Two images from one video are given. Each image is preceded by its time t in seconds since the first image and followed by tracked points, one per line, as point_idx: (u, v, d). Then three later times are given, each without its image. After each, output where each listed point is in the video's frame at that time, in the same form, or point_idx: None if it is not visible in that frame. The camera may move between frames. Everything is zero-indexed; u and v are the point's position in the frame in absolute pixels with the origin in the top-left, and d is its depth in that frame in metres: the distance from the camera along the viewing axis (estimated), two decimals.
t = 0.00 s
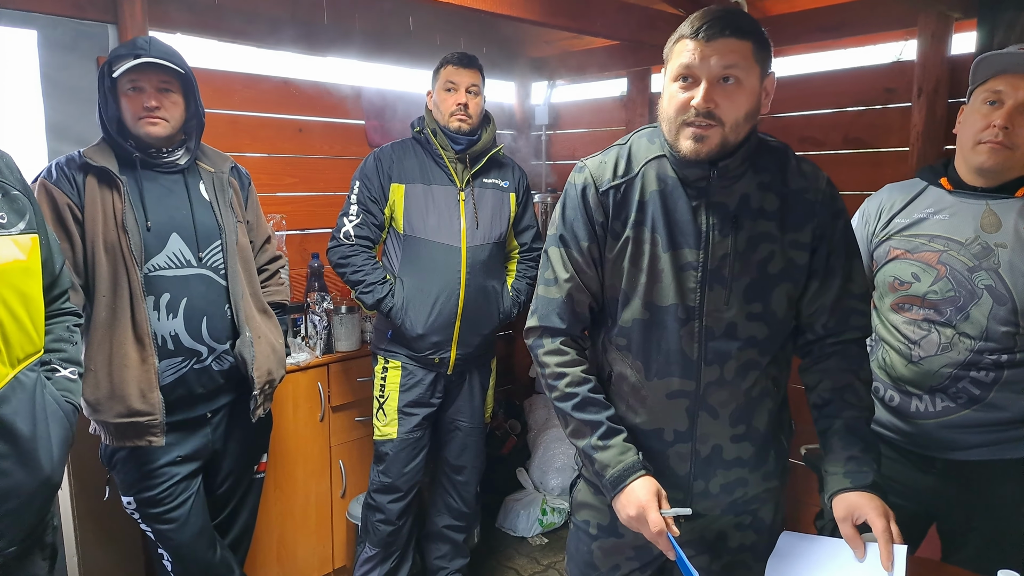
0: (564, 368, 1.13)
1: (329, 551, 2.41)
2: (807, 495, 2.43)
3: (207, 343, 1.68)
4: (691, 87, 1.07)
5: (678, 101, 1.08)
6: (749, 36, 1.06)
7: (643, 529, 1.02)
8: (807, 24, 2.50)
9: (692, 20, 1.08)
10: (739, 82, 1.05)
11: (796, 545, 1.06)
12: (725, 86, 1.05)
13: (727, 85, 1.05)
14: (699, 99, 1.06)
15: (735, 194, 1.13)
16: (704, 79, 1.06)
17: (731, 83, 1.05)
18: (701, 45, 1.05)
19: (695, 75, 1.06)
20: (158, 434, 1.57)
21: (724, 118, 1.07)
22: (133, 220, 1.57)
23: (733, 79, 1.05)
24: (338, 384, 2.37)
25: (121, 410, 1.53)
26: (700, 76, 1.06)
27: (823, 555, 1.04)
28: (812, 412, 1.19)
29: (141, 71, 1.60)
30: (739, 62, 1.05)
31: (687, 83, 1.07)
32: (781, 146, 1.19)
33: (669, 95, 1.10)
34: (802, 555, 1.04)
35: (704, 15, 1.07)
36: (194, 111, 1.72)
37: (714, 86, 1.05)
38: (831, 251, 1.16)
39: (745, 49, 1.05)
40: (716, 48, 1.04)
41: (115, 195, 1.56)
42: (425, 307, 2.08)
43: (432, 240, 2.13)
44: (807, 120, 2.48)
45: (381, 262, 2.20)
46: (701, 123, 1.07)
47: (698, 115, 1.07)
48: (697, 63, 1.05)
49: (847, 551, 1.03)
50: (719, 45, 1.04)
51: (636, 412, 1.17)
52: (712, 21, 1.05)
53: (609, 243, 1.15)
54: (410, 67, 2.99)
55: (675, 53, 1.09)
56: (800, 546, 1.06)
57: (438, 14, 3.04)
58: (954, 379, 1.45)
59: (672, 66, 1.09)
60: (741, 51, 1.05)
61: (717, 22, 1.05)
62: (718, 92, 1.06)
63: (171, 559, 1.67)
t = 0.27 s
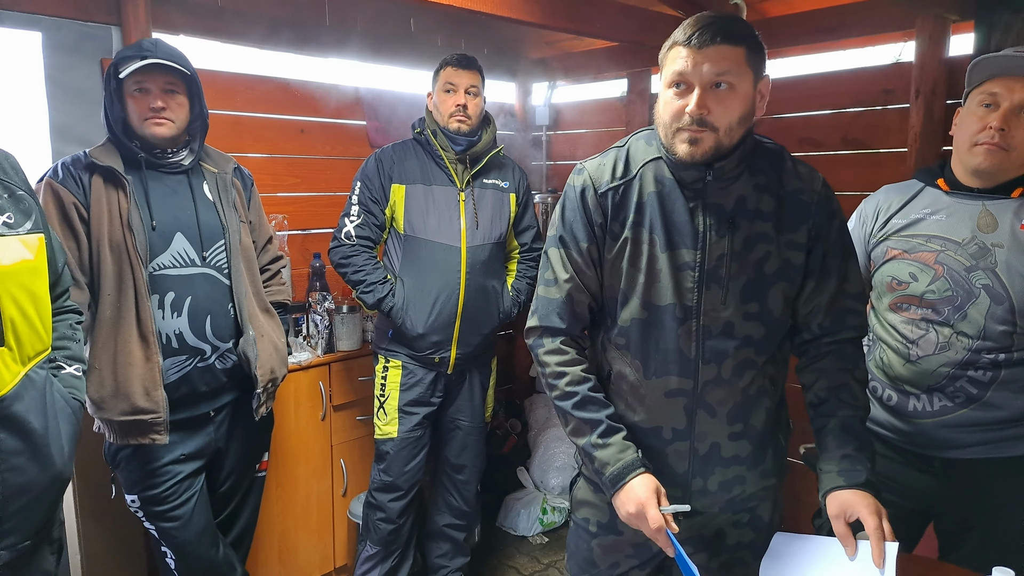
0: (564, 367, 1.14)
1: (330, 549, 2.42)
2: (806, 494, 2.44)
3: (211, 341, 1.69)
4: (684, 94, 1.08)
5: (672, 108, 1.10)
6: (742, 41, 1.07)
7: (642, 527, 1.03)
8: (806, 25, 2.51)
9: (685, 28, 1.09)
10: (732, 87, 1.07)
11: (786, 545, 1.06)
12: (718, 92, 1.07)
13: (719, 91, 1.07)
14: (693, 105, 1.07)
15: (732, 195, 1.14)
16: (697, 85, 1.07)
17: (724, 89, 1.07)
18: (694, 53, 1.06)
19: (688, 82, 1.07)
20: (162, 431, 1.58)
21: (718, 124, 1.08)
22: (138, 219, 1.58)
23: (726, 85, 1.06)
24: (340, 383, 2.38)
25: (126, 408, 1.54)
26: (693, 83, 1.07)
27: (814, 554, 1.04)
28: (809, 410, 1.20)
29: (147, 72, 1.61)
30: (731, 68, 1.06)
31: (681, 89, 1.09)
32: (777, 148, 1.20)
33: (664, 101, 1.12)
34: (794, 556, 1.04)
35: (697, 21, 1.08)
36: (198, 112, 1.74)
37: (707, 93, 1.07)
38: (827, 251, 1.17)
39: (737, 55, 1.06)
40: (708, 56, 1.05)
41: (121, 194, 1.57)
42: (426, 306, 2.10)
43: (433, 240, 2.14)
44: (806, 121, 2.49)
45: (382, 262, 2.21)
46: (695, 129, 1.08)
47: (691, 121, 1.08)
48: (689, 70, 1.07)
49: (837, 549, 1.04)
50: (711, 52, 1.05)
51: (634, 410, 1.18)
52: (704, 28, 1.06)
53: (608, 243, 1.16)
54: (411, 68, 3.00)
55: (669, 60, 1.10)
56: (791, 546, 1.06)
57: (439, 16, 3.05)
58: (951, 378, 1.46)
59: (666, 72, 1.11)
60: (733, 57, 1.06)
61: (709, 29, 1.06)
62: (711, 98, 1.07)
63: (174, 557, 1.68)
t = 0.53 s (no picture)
0: (568, 367, 1.15)
1: (334, 549, 2.43)
2: (808, 494, 2.45)
3: (216, 341, 1.70)
4: (687, 95, 1.09)
5: (675, 109, 1.11)
6: (744, 44, 1.08)
7: (645, 525, 1.04)
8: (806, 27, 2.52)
9: (688, 29, 1.10)
10: (734, 89, 1.08)
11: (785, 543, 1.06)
12: (721, 94, 1.08)
13: (722, 92, 1.08)
14: (696, 106, 1.08)
15: (733, 196, 1.15)
16: (700, 87, 1.08)
17: (726, 91, 1.08)
18: (697, 55, 1.07)
19: (691, 83, 1.09)
20: (168, 431, 1.59)
21: (720, 125, 1.09)
22: (145, 220, 1.59)
23: (728, 87, 1.08)
24: (343, 383, 2.39)
25: (132, 407, 1.55)
26: (695, 84, 1.08)
27: (812, 551, 1.05)
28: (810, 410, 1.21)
29: (155, 75, 1.63)
30: (734, 70, 1.07)
31: (684, 90, 1.10)
32: (777, 149, 1.21)
33: (667, 102, 1.13)
34: (792, 554, 1.05)
35: (700, 24, 1.09)
36: (203, 114, 1.75)
37: (710, 94, 1.08)
38: (827, 251, 1.18)
39: (739, 57, 1.07)
40: (711, 58, 1.07)
41: (128, 195, 1.58)
42: (429, 306, 2.11)
43: (435, 240, 2.15)
44: (807, 122, 2.50)
45: (386, 263, 2.22)
46: (698, 130, 1.09)
47: (694, 122, 1.09)
48: (692, 72, 1.08)
49: (836, 546, 1.05)
50: (714, 53, 1.07)
51: (637, 409, 1.19)
52: (707, 30, 1.08)
53: (611, 244, 1.17)
54: (413, 70, 3.02)
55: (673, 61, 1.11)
56: (789, 543, 1.06)
57: (441, 17, 3.07)
58: (950, 377, 1.47)
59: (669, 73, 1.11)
60: (735, 60, 1.07)
61: (712, 32, 1.07)
62: (714, 100, 1.08)
63: (179, 556, 1.70)
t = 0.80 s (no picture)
0: (569, 370, 1.15)
1: (335, 552, 2.44)
2: (808, 497, 2.45)
3: (218, 344, 1.71)
4: (689, 97, 1.10)
5: (676, 111, 1.11)
6: (745, 47, 1.09)
7: (647, 527, 1.05)
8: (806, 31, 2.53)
9: (689, 33, 1.11)
10: (735, 92, 1.09)
11: (786, 543, 1.07)
12: (722, 96, 1.09)
13: (723, 95, 1.09)
14: (697, 108, 1.09)
15: (732, 199, 1.16)
16: (701, 89, 1.09)
17: (728, 93, 1.09)
18: (698, 57, 1.08)
19: (693, 85, 1.09)
20: (169, 433, 1.60)
21: (721, 126, 1.10)
22: (146, 223, 1.60)
23: (729, 90, 1.09)
24: (345, 386, 2.40)
25: (134, 410, 1.56)
26: (697, 87, 1.09)
27: (812, 552, 1.06)
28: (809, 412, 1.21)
29: (168, 82, 1.64)
30: (735, 72, 1.08)
31: (685, 93, 1.10)
32: (776, 152, 1.22)
33: (668, 105, 1.14)
34: (793, 554, 1.06)
35: (701, 27, 1.10)
36: (206, 119, 1.78)
37: (711, 96, 1.09)
38: (826, 254, 1.19)
39: (740, 60, 1.08)
40: (714, 60, 1.08)
41: (130, 199, 1.60)
42: (430, 309, 2.12)
43: (437, 243, 2.16)
44: (807, 125, 2.51)
45: (387, 266, 2.23)
46: (700, 131, 1.10)
47: (696, 124, 1.10)
48: (694, 74, 1.09)
49: (837, 546, 1.05)
50: (716, 56, 1.08)
51: (638, 411, 1.19)
52: (708, 33, 1.09)
53: (611, 247, 1.18)
54: (415, 74, 3.04)
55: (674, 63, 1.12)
56: (790, 543, 1.07)
57: (443, 22, 3.09)
58: (948, 380, 1.47)
59: (671, 75, 1.12)
60: (736, 62, 1.08)
61: (713, 35, 1.08)
62: (715, 102, 1.09)
63: (181, 558, 1.70)
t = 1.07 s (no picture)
0: (569, 373, 1.16)
1: (335, 555, 2.44)
2: (808, 501, 2.45)
3: (219, 346, 1.72)
4: (688, 108, 1.11)
5: (676, 121, 1.12)
6: (743, 56, 1.10)
7: (646, 530, 1.05)
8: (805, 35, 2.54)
9: (687, 41, 1.11)
10: (734, 101, 1.09)
11: (782, 549, 1.06)
12: (722, 105, 1.09)
13: (722, 105, 1.09)
14: (697, 118, 1.10)
15: (731, 203, 1.17)
16: (701, 100, 1.09)
17: (727, 103, 1.09)
18: (697, 67, 1.09)
19: (692, 95, 1.10)
20: (170, 435, 1.60)
21: (721, 136, 1.10)
22: (148, 226, 1.61)
23: (729, 99, 1.09)
24: (345, 389, 2.40)
25: (135, 412, 1.56)
26: (696, 97, 1.10)
27: (810, 555, 1.06)
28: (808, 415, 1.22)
29: (169, 84, 1.65)
30: (734, 82, 1.09)
31: (685, 103, 1.11)
32: (775, 157, 1.22)
33: (667, 114, 1.14)
34: (791, 558, 1.05)
35: (699, 36, 1.10)
36: (208, 123, 1.79)
37: (711, 107, 1.09)
38: (825, 258, 1.19)
39: (739, 69, 1.09)
40: (713, 71, 1.08)
41: (131, 202, 1.60)
42: (431, 312, 2.12)
43: (437, 247, 2.17)
44: (807, 129, 2.52)
45: (388, 269, 2.23)
46: (700, 142, 1.10)
47: (696, 133, 1.10)
48: (693, 84, 1.09)
49: (834, 550, 1.05)
50: (715, 66, 1.08)
51: (637, 414, 1.20)
52: (707, 42, 1.09)
53: (610, 251, 1.19)
54: (416, 78, 3.05)
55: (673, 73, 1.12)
56: (787, 548, 1.06)
57: (444, 26, 3.10)
58: (947, 384, 1.48)
59: (670, 84, 1.13)
60: (735, 72, 1.08)
61: (712, 44, 1.08)
62: (714, 112, 1.10)
63: (182, 560, 1.71)
